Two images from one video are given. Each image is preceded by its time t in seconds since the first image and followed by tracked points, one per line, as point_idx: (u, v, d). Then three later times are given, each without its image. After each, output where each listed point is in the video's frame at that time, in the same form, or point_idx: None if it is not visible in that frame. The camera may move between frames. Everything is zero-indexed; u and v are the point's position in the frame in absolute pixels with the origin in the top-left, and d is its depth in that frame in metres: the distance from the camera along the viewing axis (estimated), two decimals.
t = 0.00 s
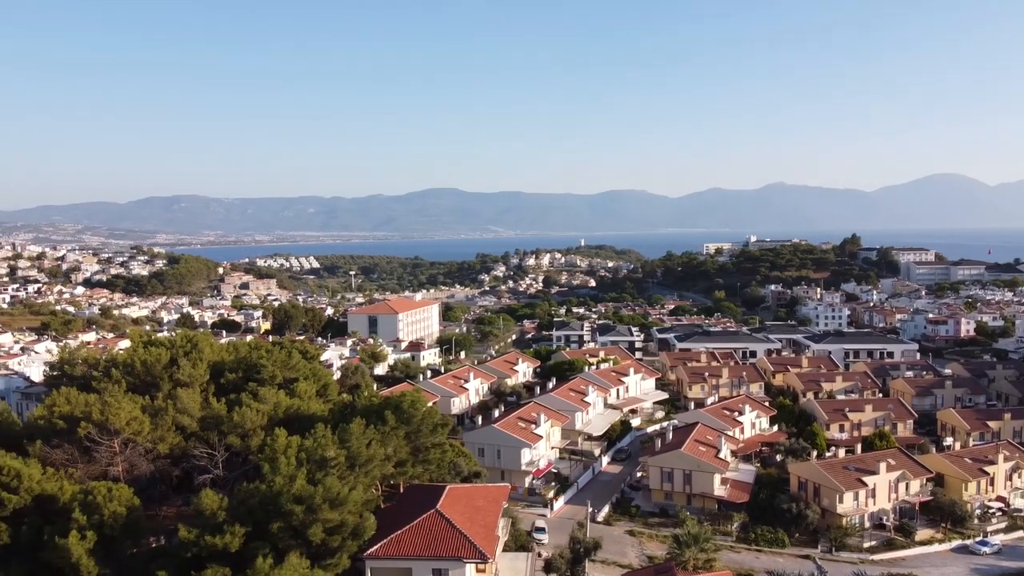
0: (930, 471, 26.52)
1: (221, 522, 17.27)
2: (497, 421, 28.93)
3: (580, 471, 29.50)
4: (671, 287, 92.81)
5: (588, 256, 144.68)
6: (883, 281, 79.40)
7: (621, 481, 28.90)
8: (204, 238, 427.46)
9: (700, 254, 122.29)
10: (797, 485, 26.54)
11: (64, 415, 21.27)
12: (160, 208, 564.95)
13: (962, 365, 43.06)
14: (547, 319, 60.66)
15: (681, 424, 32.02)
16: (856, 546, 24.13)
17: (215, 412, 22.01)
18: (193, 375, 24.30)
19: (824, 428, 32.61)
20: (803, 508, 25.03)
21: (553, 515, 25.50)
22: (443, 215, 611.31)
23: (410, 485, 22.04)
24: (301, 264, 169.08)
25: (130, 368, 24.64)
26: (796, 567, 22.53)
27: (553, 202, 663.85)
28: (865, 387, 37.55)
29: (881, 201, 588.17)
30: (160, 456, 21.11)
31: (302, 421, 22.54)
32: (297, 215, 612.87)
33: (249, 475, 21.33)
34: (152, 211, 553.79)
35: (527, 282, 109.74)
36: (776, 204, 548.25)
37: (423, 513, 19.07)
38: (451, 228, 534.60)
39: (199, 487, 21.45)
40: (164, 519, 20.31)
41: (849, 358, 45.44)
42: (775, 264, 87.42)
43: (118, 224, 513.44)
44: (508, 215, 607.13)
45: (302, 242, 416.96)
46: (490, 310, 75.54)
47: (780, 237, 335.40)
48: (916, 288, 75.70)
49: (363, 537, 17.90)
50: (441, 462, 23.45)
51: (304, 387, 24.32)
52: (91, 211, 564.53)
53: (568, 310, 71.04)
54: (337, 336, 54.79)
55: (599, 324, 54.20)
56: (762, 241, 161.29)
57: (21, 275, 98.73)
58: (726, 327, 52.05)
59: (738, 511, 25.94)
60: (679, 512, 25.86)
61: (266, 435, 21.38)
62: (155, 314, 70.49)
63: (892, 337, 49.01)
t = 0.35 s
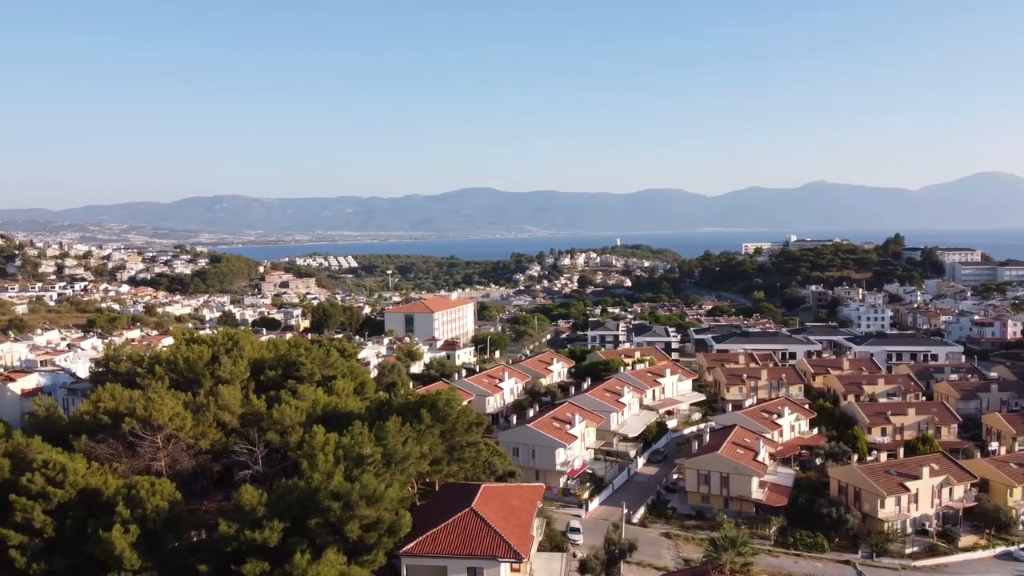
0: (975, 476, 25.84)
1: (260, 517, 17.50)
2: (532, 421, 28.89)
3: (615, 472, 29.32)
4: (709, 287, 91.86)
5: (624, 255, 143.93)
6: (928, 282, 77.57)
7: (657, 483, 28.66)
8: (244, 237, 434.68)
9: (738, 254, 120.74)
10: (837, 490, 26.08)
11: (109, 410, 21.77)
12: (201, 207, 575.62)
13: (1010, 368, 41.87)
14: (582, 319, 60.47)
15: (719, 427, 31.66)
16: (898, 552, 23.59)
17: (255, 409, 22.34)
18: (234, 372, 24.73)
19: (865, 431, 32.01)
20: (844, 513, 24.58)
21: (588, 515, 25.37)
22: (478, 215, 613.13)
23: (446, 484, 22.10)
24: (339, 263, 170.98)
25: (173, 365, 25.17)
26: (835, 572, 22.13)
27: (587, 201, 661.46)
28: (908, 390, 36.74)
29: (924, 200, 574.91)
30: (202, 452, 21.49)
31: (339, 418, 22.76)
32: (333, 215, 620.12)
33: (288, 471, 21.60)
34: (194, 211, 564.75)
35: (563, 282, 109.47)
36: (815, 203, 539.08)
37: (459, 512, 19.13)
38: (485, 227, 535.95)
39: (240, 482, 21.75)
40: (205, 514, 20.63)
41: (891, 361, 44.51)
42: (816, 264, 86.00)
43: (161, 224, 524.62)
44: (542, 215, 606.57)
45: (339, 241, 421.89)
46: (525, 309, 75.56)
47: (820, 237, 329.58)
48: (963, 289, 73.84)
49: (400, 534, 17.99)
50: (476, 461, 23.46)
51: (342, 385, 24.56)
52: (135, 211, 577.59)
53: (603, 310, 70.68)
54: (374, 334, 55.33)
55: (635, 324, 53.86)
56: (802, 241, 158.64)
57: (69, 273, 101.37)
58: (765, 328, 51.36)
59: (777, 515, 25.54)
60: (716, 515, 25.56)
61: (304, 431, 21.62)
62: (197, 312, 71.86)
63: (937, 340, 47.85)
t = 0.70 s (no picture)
0: (1021, 483, 25.12)
1: (299, 514, 17.73)
2: (566, 421, 28.83)
3: (651, 474, 29.09)
4: (747, 288, 90.76)
5: (660, 255, 142.93)
6: (975, 283, 75.62)
7: (693, 485, 28.34)
8: (282, 237, 441.20)
9: (779, 254, 119.01)
10: (879, 494, 25.55)
11: (153, 406, 22.24)
12: (241, 207, 586.28)
13: None
14: (617, 320, 60.15)
15: (758, 430, 31.23)
16: (941, 559, 22.97)
17: (294, 406, 22.66)
18: (275, 369, 25.13)
19: (908, 435, 31.28)
20: (885, 518, 24.05)
21: (623, 517, 25.18)
22: (512, 215, 613.90)
23: (481, 483, 22.12)
24: (377, 262, 172.69)
25: (215, 362, 25.68)
26: None
27: (621, 201, 658.07)
28: (953, 394, 35.83)
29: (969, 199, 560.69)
30: (242, 448, 21.83)
31: (376, 416, 22.94)
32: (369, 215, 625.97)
33: (326, 467, 21.80)
34: (233, 211, 574.65)
35: (599, 282, 109.03)
36: (855, 202, 529.15)
37: (493, 512, 19.14)
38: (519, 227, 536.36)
39: (279, 479, 22.01)
40: (245, 509, 20.91)
41: (935, 364, 43.46)
42: (858, 265, 84.42)
43: (202, 224, 534.85)
44: (576, 215, 605.19)
45: (375, 241, 426.00)
46: (560, 310, 75.45)
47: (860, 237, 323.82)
48: (1011, 290, 71.79)
49: (435, 532, 18.08)
50: (511, 460, 23.41)
51: (380, 383, 24.78)
52: (176, 211, 589.67)
53: (639, 310, 70.22)
54: (411, 333, 55.73)
55: (672, 325, 53.43)
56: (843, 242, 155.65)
57: (115, 272, 103.94)
58: (805, 330, 50.58)
59: (816, 519, 25.08)
60: (753, 519, 25.18)
61: (342, 429, 21.82)
62: (239, 310, 73.11)
63: (984, 342, 46.59)
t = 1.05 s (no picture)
0: None
1: (336, 510, 17.92)
2: (601, 422, 28.70)
3: (687, 476, 28.82)
4: (786, 289, 89.42)
5: (696, 255, 141.49)
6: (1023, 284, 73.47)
7: (731, 489, 28.01)
8: (318, 237, 446.68)
9: (819, 254, 116.86)
10: (921, 500, 25.00)
11: (195, 403, 22.68)
12: (278, 207, 595.08)
13: None
14: (653, 320, 59.75)
15: (797, 433, 30.75)
16: (985, 565, 22.31)
17: (331, 404, 22.94)
18: (313, 367, 25.50)
19: (951, 439, 30.56)
20: (928, 524, 23.50)
21: (659, 519, 24.98)
22: (546, 215, 613.47)
23: (515, 482, 22.13)
24: (413, 262, 173.87)
25: (256, 359, 26.14)
26: None
27: (656, 200, 653.05)
28: (999, 398, 34.88)
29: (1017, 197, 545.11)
30: (281, 445, 22.15)
31: (412, 414, 23.11)
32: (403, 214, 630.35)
33: (363, 465, 21.99)
34: (272, 211, 583.46)
35: (634, 282, 108.28)
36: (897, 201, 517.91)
37: (528, 512, 19.14)
38: (553, 227, 535.56)
39: (317, 475, 22.27)
40: (283, 505, 21.20)
41: (981, 366, 42.37)
42: (901, 265, 82.60)
43: (242, 224, 544.03)
44: (610, 214, 602.32)
45: (411, 241, 429.08)
46: (595, 309, 75.16)
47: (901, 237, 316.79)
48: None
49: (470, 531, 18.14)
50: (546, 460, 23.38)
51: (415, 382, 24.95)
52: (216, 211, 600.66)
53: (676, 311, 69.68)
54: (446, 333, 56.00)
55: (709, 325, 52.90)
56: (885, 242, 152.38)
57: (159, 271, 106.25)
58: (846, 331, 49.69)
59: (856, 524, 24.62)
60: (792, 523, 24.79)
61: (379, 426, 21.99)
62: (277, 308, 74.21)
63: None
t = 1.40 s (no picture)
0: None
1: (369, 507, 18.06)
2: (633, 423, 28.55)
3: (721, 479, 28.53)
4: (823, 290, 88.05)
5: (731, 255, 139.91)
6: None
7: (765, 491, 27.67)
8: (351, 236, 451.06)
9: (857, 254, 114.73)
10: (960, 505, 24.46)
11: (232, 400, 23.05)
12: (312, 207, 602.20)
13: None
14: (686, 320, 59.27)
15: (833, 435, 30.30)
16: None
17: (365, 402, 23.17)
18: (347, 365, 25.79)
19: (993, 443, 29.82)
20: (967, 529, 22.98)
21: (692, 521, 24.77)
22: (578, 214, 611.82)
23: (547, 483, 22.08)
24: (445, 262, 174.62)
25: (291, 357, 26.52)
26: None
27: (689, 199, 647.38)
28: None
29: None
30: (315, 442, 22.41)
31: (444, 413, 23.21)
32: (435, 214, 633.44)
33: (396, 462, 22.14)
34: (306, 211, 590.56)
35: (667, 282, 107.49)
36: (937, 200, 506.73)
37: (560, 511, 19.13)
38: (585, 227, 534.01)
39: (350, 473, 22.44)
40: (318, 501, 21.40)
41: None
42: (942, 265, 80.78)
43: (277, 224, 551.63)
44: (642, 214, 598.59)
45: (443, 240, 431.19)
46: (628, 309, 74.79)
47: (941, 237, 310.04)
48: None
49: (502, 530, 18.16)
50: (577, 460, 23.31)
51: (447, 380, 25.06)
52: (252, 211, 610.00)
53: (710, 311, 69.07)
54: (478, 332, 56.16)
55: (744, 326, 52.29)
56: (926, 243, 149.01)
57: (197, 269, 108.16)
58: (884, 333, 48.80)
59: (894, 529, 24.17)
60: (828, 527, 24.41)
61: (411, 424, 22.12)
62: (312, 307, 75.08)
63: None
